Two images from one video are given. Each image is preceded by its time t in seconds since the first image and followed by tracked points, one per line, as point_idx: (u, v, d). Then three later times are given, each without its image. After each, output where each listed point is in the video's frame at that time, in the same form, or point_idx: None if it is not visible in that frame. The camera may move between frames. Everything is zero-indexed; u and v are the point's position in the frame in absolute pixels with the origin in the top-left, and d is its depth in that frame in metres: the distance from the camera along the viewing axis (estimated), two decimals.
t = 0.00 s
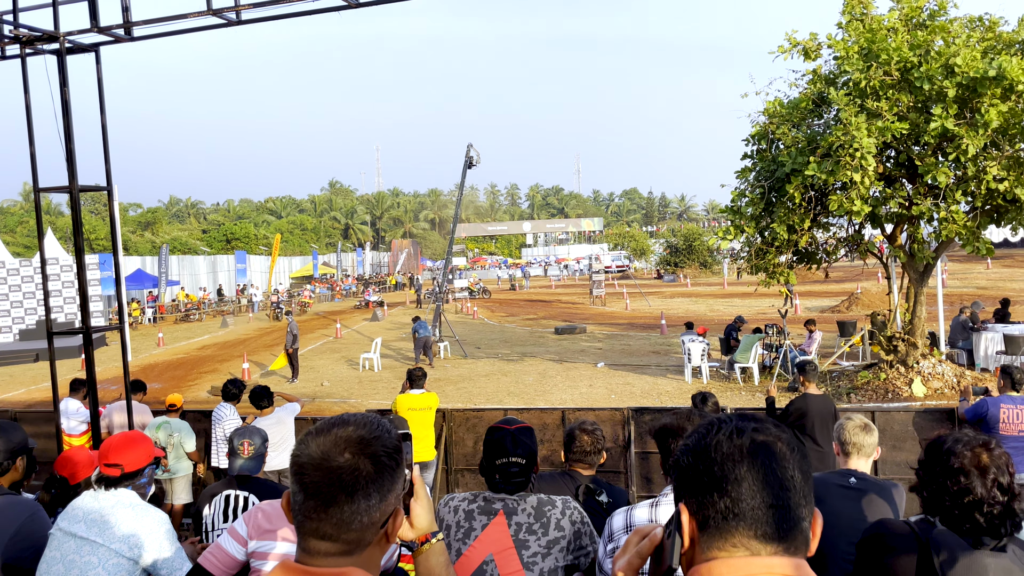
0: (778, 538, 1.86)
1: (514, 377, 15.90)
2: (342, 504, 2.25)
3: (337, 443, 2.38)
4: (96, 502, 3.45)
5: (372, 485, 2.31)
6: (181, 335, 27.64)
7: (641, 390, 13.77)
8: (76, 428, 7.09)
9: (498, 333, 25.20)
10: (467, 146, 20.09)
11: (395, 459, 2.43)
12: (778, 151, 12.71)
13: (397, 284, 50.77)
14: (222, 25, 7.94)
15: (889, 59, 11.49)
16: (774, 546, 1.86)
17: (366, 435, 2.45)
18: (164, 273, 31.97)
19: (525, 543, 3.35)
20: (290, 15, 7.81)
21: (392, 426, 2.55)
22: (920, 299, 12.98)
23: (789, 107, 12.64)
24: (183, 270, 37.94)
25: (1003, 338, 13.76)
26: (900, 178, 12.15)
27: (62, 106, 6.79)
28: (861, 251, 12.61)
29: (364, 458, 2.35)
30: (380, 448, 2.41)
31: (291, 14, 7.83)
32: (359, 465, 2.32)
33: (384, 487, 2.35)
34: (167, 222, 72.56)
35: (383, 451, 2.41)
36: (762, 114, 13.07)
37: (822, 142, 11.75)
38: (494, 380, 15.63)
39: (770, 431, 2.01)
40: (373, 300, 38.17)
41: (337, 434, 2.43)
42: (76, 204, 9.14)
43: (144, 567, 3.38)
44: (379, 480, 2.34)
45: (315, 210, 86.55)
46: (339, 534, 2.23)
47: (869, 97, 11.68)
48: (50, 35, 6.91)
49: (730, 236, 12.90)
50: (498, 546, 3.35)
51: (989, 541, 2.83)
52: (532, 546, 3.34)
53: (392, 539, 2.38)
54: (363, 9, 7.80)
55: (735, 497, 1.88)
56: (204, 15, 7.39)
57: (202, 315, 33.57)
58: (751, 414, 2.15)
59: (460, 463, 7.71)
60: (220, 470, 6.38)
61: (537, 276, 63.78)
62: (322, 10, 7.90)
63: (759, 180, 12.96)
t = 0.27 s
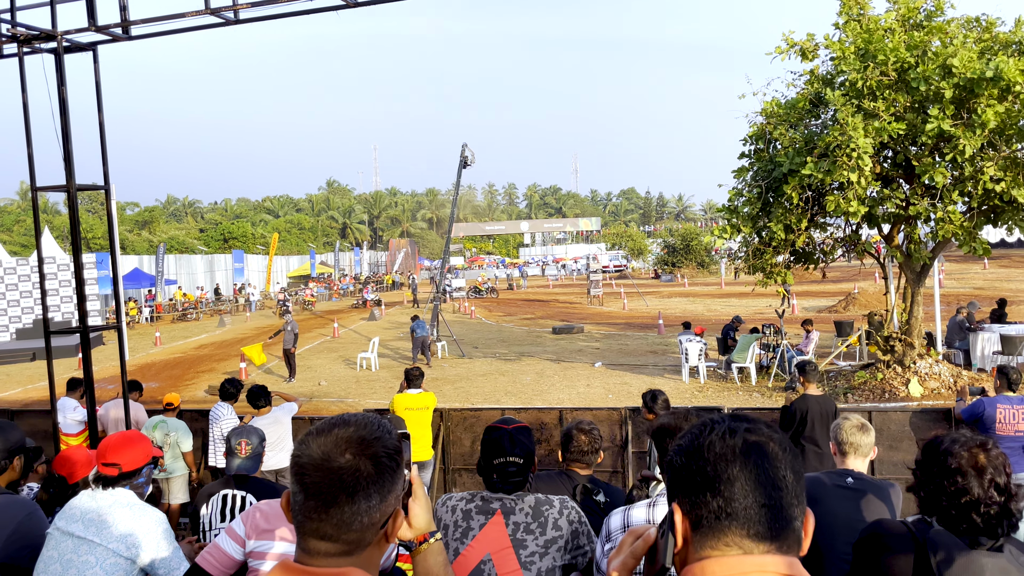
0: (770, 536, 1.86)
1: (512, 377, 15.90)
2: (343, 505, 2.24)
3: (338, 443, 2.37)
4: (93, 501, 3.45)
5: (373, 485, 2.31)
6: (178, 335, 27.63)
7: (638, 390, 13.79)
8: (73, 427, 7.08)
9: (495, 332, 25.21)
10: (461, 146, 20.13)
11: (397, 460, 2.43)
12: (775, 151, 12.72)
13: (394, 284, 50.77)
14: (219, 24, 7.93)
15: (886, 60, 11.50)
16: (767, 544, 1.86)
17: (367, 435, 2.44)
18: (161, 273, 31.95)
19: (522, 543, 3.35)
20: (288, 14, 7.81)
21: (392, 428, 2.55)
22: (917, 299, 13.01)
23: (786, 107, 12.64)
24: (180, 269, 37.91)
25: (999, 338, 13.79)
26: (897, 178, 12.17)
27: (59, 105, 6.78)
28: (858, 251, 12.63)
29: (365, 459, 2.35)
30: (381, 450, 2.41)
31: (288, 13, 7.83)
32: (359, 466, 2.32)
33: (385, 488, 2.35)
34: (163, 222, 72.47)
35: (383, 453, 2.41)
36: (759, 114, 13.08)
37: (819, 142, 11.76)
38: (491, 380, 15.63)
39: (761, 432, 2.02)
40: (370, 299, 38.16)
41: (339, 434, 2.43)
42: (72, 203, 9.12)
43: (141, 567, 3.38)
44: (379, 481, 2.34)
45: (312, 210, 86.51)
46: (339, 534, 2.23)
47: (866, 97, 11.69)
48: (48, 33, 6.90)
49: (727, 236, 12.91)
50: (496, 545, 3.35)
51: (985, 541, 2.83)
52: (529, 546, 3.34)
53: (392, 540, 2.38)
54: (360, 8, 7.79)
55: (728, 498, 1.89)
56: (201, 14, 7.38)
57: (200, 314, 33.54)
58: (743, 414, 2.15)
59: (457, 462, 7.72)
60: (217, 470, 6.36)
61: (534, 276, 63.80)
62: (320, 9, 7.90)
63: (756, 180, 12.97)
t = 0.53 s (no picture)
0: (765, 535, 1.86)
1: (510, 377, 15.90)
2: (342, 504, 2.24)
3: (336, 443, 2.37)
4: (92, 500, 3.45)
5: (372, 485, 2.31)
6: (176, 334, 27.62)
7: (637, 390, 13.78)
8: (71, 426, 7.08)
9: (494, 332, 25.20)
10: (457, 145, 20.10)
11: (395, 458, 2.42)
12: (773, 151, 12.73)
13: (392, 283, 50.73)
14: (217, 23, 7.92)
15: (884, 60, 11.52)
16: (762, 543, 1.86)
17: (366, 434, 2.44)
18: (159, 272, 31.92)
19: (521, 542, 3.35)
20: (287, 13, 7.81)
21: (391, 427, 2.54)
22: (915, 299, 13.02)
23: (784, 107, 12.64)
24: (179, 268, 37.90)
25: (997, 339, 13.81)
26: (896, 179, 12.18)
27: (57, 103, 6.77)
28: (856, 252, 12.64)
29: (364, 458, 2.34)
30: (380, 448, 2.40)
31: (287, 12, 7.82)
32: (358, 466, 2.31)
33: (384, 487, 2.34)
34: (162, 221, 72.40)
35: (382, 452, 2.40)
36: (758, 114, 13.07)
37: (818, 142, 11.77)
38: (490, 379, 15.62)
39: (757, 432, 2.02)
40: (368, 299, 38.15)
41: (337, 433, 2.42)
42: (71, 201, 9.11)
43: (139, 567, 3.37)
44: (378, 480, 2.34)
45: (310, 209, 86.42)
46: (338, 534, 2.22)
47: (864, 98, 11.70)
48: (46, 32, 6.90)
49: (725, 236, 12.91)
50: (494, 545, 3.35)
51: (984, 540, 2.83)
52: (528, 545, 3.34)
53: (392, 538, 2.38)
54: (359, 7, 7.79)
55: (723, 496, 1.89)
56: (199, 13, 7.37)
57: (198, 313, 33.53)
58: (739, 414, 2.16)
59: (455, 462, 7.72)
60: (215, 468, 6.36)
61: (532, 275, 63.78)
62: (319, 8, 7.89)
63: (755, 180, 12.97)
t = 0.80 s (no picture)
0: (762, 534, 1.87)
1: (508, 376, 15.91)
2: (342, 504, 2.24)
3: (335, 442, 2.36)
4: (90, 499, 3.44)
5: (371, 484, 2.30)
6: (174, 333, 27.61)
7: (635, 389, 13.79)
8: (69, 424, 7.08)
9: (492, 331, 25.19)
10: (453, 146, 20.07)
11: (394, 458, 2.42)
12: (771, 151, 12.73)
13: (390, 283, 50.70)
14: (216, 22, 7.92)
15: (881, 61, 11.53)
16: (758, 541, 1.86)
17: (364, 434, 2.43)
18: (157, 271, 31.90)
19: (519, 542, 3.34)
20: (286, 12, 7.80)
21: (390, 426, 2.54)
22: (913, 300, 13.03)
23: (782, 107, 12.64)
24: (176, 266, 37.89)
25: (995, 339, 13.83)
26: (894, 179, 12.19)
27: (55, 102, 6.77)
28: (854, 252, 12.65)
29: (363, 458, 2.33)
30: (379, 448, 2.39)
31: (286, 11, 7.82)
32: (357, 465, 2.31)
33: (383, 487, 2.34)
34: (160, 219, 72.34)
35: (382, 451, 2.40)
36: (756, 114, 13.07)
37: (816, 142, 11.77)
38: (488, 379, 15.61)
39: (754, 431, 2.02)
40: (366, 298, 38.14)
41: (336, 433, 2.41)
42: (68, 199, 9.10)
43: (138, 566, 3.37)
44: (377, 480, 2.33)
45: (308, 208, 86.36)
46: (337, 534, 2.22)
47: (863, 98, 11.72)
48: (45, 30, 6.89)
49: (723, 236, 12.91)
50: (492, 545, 3.34)
51: (975, 538, 2.85)
52: (526, 545, 3.33)
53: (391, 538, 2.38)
54: (358, 7, 7.80)
55: (720, 495, 1.89)
56: (198, 12, 7.37)
57: (196, 312, 33.51)
58: (736, 414, 2.15)
59: (454, 461, 7.71)
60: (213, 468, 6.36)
61: (531, 275, 63.76)
62: (318, 7, 7.90)
63: (753, 180, 12.98)
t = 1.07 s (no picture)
0: (760, 534, 1.87)
1: (506, 376, 15.91)
2: (339, 503, 2.24)
3: (333, 442, 2.36)
4: (88, 499, 3.44)
5: (369, 484, 2.30)
6: (171, 332, 27.61)
7: (632, 389, 13.80)
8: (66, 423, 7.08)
9: (490, 331, 25.18)
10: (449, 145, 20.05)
11: (392, 457, 2.42)
12: (769, 151, 12.74)
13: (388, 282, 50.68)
14: (214, 21, 7.90)
15: (880, 61, 11.54)
16: (756, 542, 1.87)
17: (362, 434, 2.43)
18: (154, 269, 31.83)
19: (517, 541, 3.34)
20: (284, 11, 7.79)
21: (387, 426, 2.53)
22: (910, 300, 13.05)
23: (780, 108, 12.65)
24: (174, 265, 37.86)
25: (992, 339, 13.85)
26: (891, 179, 12.21)
27: (53, 101, 6.76)
28: (852, 252, 12.66)
29: (361, 457, 2.33)
30: (377, 448, 2.39)
31: (284, 10, 7.81)
32: (355, 465, 2.31)
33: (381, 487, 2.34)
34: (157, 218, 72.24)
35: (379, 451, 2.39)
36: (754, 114, 13.07)
37: (814, 143, 11.77)
38: (486, 379, 15.61)
39: (752, 432, 2.02)
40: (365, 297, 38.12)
41: (334, 433, 2.41)
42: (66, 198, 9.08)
43: (135, 566, 3.36)
44: (376, 479, 2.33)
45: (306, 207, 86.27)
46: (335, 533, 2.22)
47: (861, 98, 11.73)
48: (42, 29, 6.87)
49: (721, 236, 12.92)
50: (490, 544, 3.33)
51: (967, 536, 2.87)
52: (524, 544, 3.33)
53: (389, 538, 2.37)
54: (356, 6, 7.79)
55: (717, 495, 1.89)
56: (196, 11, 7.35)
57: (193, 311, 33.48)
58: (733, 414, 2.16)
59: (452, 461, 7.71)
60: (211, 467, 6.35)
61: (529, 275, 63.74)
62: (316, 6, 7.89)
63: (751, 180, 12.99)
